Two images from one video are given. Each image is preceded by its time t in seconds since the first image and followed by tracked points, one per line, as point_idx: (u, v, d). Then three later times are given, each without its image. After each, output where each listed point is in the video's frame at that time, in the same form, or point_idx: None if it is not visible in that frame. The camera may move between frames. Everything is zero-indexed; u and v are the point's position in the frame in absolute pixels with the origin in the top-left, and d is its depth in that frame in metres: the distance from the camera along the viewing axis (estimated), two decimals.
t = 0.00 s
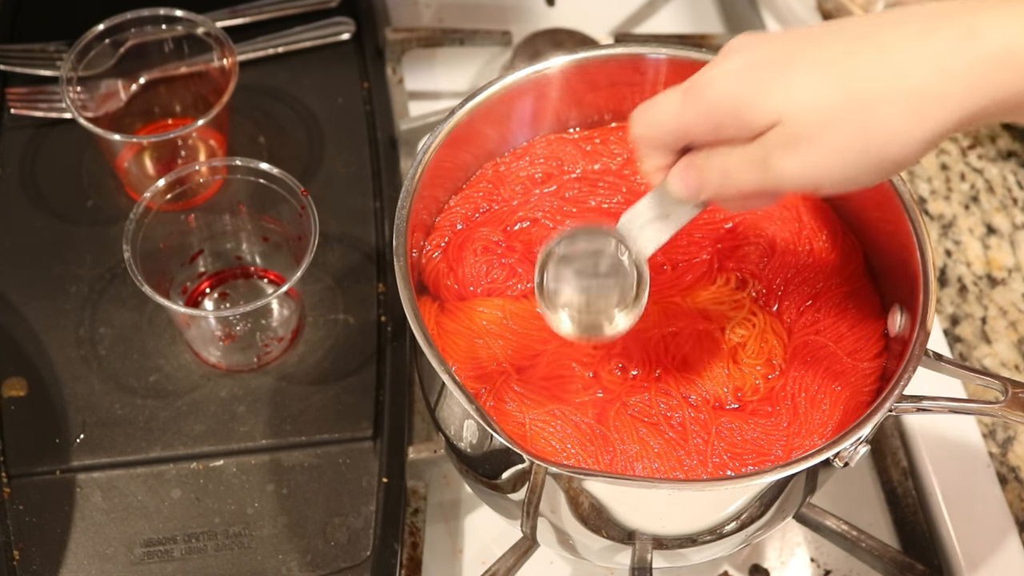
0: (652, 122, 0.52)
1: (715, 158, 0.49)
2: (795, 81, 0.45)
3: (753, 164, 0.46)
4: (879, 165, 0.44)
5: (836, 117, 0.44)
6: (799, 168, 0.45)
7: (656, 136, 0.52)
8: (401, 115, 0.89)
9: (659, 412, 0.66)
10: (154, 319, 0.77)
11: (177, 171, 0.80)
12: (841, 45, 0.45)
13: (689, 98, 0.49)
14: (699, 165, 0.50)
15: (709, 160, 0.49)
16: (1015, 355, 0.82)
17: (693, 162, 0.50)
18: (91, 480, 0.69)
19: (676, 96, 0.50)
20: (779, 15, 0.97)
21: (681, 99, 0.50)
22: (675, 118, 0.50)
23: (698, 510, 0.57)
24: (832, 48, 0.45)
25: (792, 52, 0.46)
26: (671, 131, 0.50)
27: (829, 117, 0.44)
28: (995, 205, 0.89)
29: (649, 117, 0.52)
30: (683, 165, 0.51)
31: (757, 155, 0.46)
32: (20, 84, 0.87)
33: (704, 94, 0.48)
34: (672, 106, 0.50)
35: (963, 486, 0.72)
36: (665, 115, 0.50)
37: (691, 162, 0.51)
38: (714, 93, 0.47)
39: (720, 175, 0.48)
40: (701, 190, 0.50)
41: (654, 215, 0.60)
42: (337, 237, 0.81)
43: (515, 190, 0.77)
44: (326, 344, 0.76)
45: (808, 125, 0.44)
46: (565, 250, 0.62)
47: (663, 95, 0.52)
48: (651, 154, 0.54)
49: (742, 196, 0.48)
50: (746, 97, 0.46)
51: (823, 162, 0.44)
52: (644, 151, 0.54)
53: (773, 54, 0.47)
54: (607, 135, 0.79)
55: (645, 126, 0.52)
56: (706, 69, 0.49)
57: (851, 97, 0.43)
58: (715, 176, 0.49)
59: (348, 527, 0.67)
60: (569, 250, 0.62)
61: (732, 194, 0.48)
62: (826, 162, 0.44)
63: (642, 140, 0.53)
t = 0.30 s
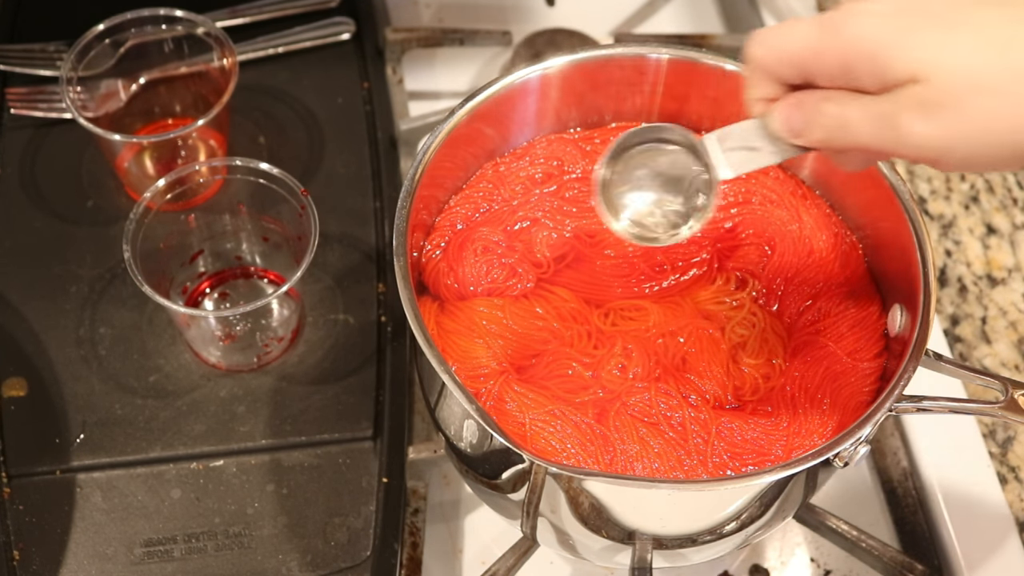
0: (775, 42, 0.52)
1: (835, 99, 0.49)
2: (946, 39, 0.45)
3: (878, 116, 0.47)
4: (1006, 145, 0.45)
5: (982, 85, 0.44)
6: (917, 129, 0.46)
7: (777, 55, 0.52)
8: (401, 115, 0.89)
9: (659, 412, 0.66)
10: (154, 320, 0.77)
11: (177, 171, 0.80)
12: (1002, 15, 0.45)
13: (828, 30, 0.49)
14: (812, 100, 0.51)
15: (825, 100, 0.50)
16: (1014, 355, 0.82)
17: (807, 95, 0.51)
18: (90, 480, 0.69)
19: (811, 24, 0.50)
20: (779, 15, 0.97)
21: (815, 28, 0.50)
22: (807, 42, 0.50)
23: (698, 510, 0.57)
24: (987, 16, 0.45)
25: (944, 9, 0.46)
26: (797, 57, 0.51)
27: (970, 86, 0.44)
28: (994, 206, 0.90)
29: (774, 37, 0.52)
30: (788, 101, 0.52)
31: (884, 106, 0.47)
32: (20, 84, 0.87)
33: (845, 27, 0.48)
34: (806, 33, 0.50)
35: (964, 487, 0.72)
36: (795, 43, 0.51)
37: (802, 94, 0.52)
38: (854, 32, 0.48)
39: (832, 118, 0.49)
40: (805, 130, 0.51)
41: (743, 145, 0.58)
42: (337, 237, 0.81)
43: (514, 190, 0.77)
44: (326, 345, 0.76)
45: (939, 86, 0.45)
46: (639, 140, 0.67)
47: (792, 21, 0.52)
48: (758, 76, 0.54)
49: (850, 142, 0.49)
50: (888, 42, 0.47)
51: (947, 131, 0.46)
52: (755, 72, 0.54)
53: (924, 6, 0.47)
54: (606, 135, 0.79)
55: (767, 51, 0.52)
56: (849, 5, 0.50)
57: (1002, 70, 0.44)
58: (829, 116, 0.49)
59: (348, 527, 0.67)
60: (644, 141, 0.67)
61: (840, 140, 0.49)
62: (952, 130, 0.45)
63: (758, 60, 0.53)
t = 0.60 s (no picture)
0: (890, 81, 0.56)
1: (937, 155, 0.53)
2: None
3: (975, 180, 0.51)
4: None
5: None
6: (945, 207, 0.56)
7: (870, 100, 0.58)
8: (401, 115, 0.89)
9: (659, 412, 0.66)
10: (154, 319, 0.77)
11: (177, 171, 0.80)
12: None
13: (938, 80, 0.54)
14: (910, 147, 0.54)
15: (923, 154, 0.53)
16: (1014, 355, 0.82)
17: (909, 142, 0.54)
18: (90, 480, 0.69)
19: (925, 68, 0.55)
20: (779, 15, 0.97)
21: (927, 74, 0.54)
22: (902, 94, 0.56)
23: (698, 510, 0.57)
24: None
25: None
26: (903, 100, 0.56)
27: None
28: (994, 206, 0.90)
29: (888, 76, 0.56)
30: (877, 145, 0.55)
31: (982, 172, 0.51)
32: (19, 84, 0.87)
33: (952, 81, 0.53)
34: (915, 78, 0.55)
35: (964, 487, 0.72)
36: (904, 79, 0.55)
37: (902, 139, 0.55)
38: (973, 80, 0.52)
39: (932, 158, 0.53)
40: (895, 179, 0.55)
41: (834, 180, 0.58)
42: (337, 237, 0.81)
43: (514, 190, 0.77)
44: (326, 345, 0.76)
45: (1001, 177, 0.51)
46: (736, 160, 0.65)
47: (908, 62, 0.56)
48: (861, 113, 0.60)
49: (941, 197, 0.54)
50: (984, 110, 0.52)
51: None
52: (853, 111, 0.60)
53: None
54: (607, 134, 0.78)
55: (877, 82, 0.57)
56: (966, 52, 0.54)
57: None
58: (926, 168, 0.53)
59: (348, 527, 0.67)
60: (761, 153, 0.64)
61: (937, 194, 0.53)
62: None
63: (867, 97, 0.58)
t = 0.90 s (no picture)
0: (928, 81, 0.60)
1: (965, 161, 0.55)
2: None
3: (1004, 187, 0.54)
4: None
5: None
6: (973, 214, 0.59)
7: (909, 102, 0.61)
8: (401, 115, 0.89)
9: (659, 412, 0.66)
10: (154, 319, 0.77)
11: (177, 171, 0.80)
12: None
13: (976, 81, 0.57)
14: (942, 152, 0.56)
15: (952, 161, 0.55)
16: (1015, 355, 0.82)
17: (939, 147, 0.56)
18: (90, 480, 0.69)
19: (963, 70, 0.58)
20: (779, 15, 0.97)
21: (964, 77, 0.58)
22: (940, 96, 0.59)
23: (698, 510, 0.57)
24: None
25: None
26: (940, 101, 0.59)
27: None
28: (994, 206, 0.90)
29: (926, 78, 0.60)
30: (904, 148, 0.57)
31: (1009, 181, 0.54)
32: (19, 84, 0.87)
33: (990, 83, 0.56)
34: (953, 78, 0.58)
35: (964, 487, 0.72)
36: (941, 80, 0.59)
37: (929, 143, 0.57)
38: (1008, 83, 0.55)
39: (962, 162, 0.55)
40: (922, 185, 0.56)
41: (866, 183, 0.60)
42: (337, 237, 0.81)
43: (515, 190, 0.77)
44: (326, 345, 0.76)
45: None
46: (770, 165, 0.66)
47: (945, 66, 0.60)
48: (896, 116, 0.63)
49: (967, 204, 0.56)
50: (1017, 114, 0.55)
51: None
52: (888, 115, 0.64)
53: None
54: (607, 135, 0.78)
55: (915, 82, 0.60)
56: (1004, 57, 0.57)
57: None
58: (954, 175, 0.55)
59: (348, 527, 0.67)
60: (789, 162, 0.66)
61: (964, 201, 0.56)
62: None
63: (903, 99, 0.62)
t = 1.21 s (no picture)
0: (940, 90, 0.60)
1: (970, 171, 0.55)
2: None
3: (1008, 200, 0.54)
4: None
5: None
6: (978, 224, 0.59)
7: (920, 110, 0.61)
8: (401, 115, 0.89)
9: (659, 412, 0.66)
10: (154, 319, 0.77)
11: (177, 171, 0.80)
12: None
13: (987, 91, 0.57)
14: (949, 160, 0.55)
15: (957, 170, 0.55)
16: (1014, 355, 0.82)
17: (946, 156, 0.56)
18: (90, 480, 0.68)
19: (975, 80, 0.58)
20: (779, 15, 0.97)
21: (976, 85, 0.58)
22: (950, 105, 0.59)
23: (698, 510, 0.57)
24: None
25: None
26: (950, 109, 0.60)
27: None
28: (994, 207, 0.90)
29: (938, 86, 0.60)
30: (911, 155, 0.57)
31: (1012, 193, 0.53)
32: (19, 84, 0.87)
33: (1000, 93, 0.56)
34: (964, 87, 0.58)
35: (965, 488, 0.72)
36: (953, 88, 0.59)
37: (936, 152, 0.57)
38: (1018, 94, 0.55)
39: (966, 174, 0.55)
40: (927, 192, 0.56)
41: (873, 189, 0.60)
42: (337, 237, 0.81)
43: (515, 190, 0.77)
44: (326, 345, 0.76)
45: None
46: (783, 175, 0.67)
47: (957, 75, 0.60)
48: (906, 123, 0.63)
49: (972, 214, 0.56)
50: None
51: None
52: (897, 123, 0.64)
53: None
54: (606, 135, 0.78)
55: (926, 90, 0.61)
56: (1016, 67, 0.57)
57: None
58: (959, 185, 0.55)
59: (348, 527, 0.67)
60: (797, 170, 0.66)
61: (969, 211, 0.56)
62: None
63: (914, 106, 0.62)
